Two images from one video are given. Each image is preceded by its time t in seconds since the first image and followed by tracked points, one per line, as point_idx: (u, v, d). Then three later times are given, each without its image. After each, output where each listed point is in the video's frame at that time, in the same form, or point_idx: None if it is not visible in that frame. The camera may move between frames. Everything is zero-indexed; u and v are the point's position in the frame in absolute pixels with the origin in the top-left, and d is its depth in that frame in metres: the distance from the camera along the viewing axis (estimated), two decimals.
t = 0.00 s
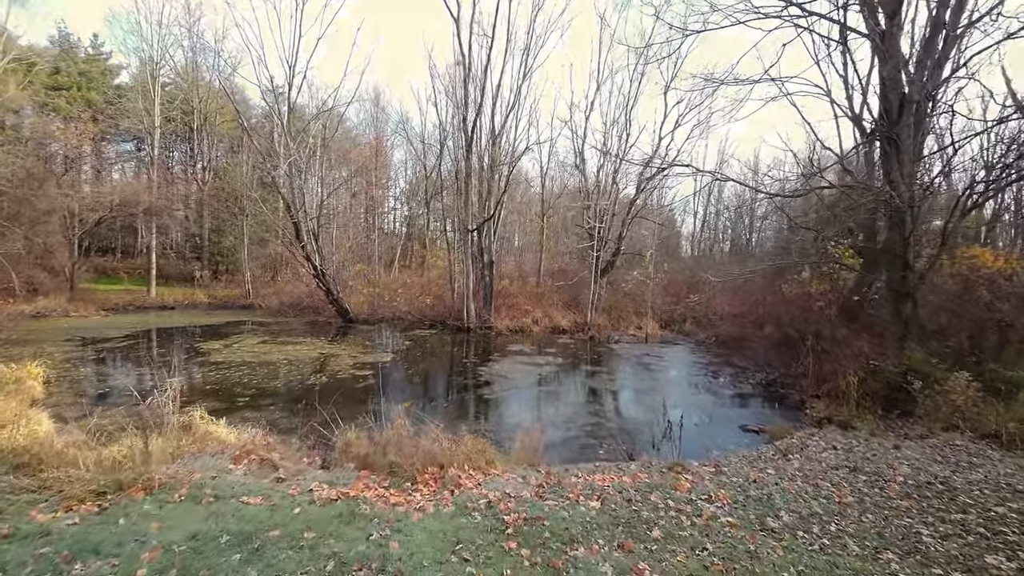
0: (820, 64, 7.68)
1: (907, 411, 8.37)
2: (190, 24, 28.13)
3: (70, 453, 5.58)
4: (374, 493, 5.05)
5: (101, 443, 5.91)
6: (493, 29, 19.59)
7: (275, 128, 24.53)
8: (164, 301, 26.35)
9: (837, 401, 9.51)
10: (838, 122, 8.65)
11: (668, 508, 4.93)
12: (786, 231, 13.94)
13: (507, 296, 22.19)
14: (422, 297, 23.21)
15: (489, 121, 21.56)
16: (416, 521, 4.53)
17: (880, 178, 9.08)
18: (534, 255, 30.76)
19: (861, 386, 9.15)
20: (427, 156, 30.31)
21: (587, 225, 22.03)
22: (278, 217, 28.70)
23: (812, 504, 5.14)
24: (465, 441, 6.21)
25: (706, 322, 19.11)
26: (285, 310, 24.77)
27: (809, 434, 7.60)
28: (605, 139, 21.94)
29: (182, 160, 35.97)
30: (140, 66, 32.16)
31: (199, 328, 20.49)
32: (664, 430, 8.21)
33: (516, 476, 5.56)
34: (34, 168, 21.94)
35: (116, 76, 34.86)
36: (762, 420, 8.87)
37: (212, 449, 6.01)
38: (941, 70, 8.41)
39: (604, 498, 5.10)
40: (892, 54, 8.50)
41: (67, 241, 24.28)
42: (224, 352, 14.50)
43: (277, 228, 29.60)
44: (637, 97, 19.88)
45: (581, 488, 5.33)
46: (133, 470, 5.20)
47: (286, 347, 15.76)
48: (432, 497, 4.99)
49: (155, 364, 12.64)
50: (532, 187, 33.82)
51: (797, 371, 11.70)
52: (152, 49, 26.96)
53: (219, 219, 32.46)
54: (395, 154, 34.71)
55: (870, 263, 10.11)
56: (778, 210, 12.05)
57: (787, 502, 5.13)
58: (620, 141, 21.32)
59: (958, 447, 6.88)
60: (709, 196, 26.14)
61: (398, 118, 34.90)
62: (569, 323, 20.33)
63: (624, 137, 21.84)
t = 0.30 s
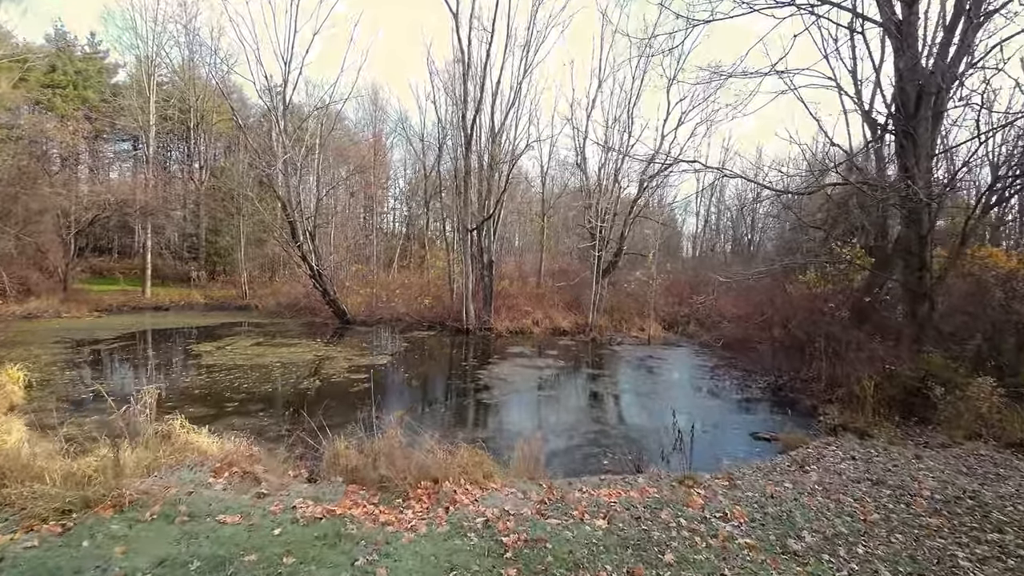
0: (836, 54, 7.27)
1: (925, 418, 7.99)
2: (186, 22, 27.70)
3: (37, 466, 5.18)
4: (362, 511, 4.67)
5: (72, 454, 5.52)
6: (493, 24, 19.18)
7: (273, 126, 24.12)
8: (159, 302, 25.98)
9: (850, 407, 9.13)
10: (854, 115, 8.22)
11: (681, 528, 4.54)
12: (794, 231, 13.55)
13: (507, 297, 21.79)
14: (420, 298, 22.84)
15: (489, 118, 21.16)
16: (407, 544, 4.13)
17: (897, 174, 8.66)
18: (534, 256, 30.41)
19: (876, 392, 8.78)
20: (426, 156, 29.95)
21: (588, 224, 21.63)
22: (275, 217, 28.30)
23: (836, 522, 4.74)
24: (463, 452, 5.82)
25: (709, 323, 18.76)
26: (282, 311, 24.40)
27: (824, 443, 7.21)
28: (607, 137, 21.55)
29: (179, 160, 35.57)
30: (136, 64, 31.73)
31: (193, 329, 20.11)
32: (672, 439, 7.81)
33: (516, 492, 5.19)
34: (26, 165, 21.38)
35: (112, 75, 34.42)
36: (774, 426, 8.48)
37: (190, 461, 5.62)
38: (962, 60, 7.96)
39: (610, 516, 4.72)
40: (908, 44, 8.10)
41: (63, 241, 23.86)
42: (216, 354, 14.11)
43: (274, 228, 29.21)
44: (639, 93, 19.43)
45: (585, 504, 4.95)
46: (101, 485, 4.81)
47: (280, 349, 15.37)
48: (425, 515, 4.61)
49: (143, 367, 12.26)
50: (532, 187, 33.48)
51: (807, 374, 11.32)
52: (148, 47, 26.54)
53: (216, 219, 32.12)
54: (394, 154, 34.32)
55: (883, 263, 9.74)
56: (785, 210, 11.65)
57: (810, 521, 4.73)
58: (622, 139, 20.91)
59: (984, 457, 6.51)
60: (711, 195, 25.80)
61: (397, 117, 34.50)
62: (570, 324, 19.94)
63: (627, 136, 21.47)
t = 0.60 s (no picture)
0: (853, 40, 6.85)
1: (945, 425, 7.61)
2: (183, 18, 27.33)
3: None
4: (348, 530, 4.29)
5: (40, 467, 5.15)
6: (493, 18, 18.74)
7: (270, 124, 23.74)
8: (154, 301, 25.64)
9: (864, 412, 8.75)
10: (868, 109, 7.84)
11: (696, 550, 4.15)
12: (803, 229, 13.14)
13: (507, 297, 21.42)
14: (418, 298, 22.48)
15: (489, 115, 20.75)
16: (396, 569, 3.76)
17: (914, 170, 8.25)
18: (534, 255, 30.05)
19: (893, 396, 8.40)
20: (426, 155, 29.59)
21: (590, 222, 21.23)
22: (272, 216, 27.95)
23: (863, 543, 4.36)
24: (459, 463, 5.45)
25: (713, 324, 18.38)
26: (278, 311, 24.04)
27: (841, 451, 6.83)
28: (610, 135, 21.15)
29: (176, 158, 35.22)
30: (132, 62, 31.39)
31: (187, 330, 19.76)
32: (679, 447, 7.43)
33: (515, 508, 4.82)
34: (18, 164, 21.04)
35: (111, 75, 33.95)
36: (786, 433, 8.11)
37: (166, 473, 5.24)
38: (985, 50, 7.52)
39: (618, 536, 4.34)
40: (928, 32, 7.69)
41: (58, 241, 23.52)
42: (208, 356, 13.72)
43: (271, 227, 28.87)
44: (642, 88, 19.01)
45: (590, 521, 4.58)
46: (67, 502, 4.40)
47: (274, 351, 15.00)
48: (416, 535, 4.24)
49: (132, 370, 11.91)
50: (533, 186, 33.12)
51: (817, 378, 10.95)
52: (144, 44, 26.17)
53: (212, 218, 31.76)
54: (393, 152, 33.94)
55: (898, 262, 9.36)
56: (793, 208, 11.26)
57: (834, 541, 4.35)
58: (625, 136, 20.50)
59: (1011, 467, 6.13)
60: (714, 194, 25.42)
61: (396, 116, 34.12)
62: (572, 325, 19.56)
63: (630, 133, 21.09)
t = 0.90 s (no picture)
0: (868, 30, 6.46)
1: (968, 431, 7.24)
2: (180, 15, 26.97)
3: None
4: (332, 554, 3.91)
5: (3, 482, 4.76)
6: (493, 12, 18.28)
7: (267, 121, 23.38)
8: (149, 302, 25.28)
9: (880, 418, 8.37)
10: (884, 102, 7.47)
11: None
12: (811, 228, 12.75)
13: (507, 298, 21.05)
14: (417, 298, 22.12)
15: (489, 112, 20.33)
16: None
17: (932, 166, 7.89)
18: (534, 255, 29.69)
19: (911, 402, 8.01)
20: (425, 154, 29.27)
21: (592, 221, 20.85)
22: (269, 216, 27.59)
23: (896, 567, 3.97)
24: (455, 477, 5.07)
25: (717, 325, 18.00)
26: (274, 312, 23.69)
27: (860, 462, 6.47)
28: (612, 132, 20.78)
29: (173, 158, 34.86)
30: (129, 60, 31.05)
31: (181, 331, 19.39)
32: (687, 456, 7.05)
33: (515, 527, 4.44)
34: (13, 161, 20.71)
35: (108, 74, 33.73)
36: (799, 441, 7.72)
37: (139, 489, 4.86)
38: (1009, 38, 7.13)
39: (627, 561, 3.94)
40: (949, 19, 7.28)
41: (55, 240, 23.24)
42: (200, 359, 13.36)
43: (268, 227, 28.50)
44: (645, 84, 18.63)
45: (596, 543, 4.19)
46: (24, 522, 4.02)
47: (267, 353, 14.63)
48: (405, 559, 3.85)
49: (120, 373, 11.54)
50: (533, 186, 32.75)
51: (829, 382, 10.56)
52: (140, 41, 25.81)
53: (209, 217, 31.44)
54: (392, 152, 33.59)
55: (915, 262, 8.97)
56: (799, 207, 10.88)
57: (865, 565, 3.97)
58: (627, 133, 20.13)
59: None
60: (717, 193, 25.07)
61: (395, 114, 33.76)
62: (573, 326, 19.18)
63: (633, 131, 20.64)
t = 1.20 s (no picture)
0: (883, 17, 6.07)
1: (991, 439, 6.88)
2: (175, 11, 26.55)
3: None
4: None
5: None
6: (493, 6, 17.88)
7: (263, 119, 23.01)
8: (144, 302, 24.92)
9: (897, 425, 7.99)
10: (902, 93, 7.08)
11: None
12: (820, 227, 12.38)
13: (506, 298, 20.70)
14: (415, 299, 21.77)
15: (488, 108, 19.97)
16: None
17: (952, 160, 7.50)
18: (534, 255, 29.31)
19: (930, 409, 7.64)
20: (424, 152, 28.91)
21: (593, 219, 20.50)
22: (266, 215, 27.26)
23: None
24: (449, 492, 4.71)
25: (721, 326, 17.62)
26: (271, 313, 23.35)
27: (881, 474, 6.11)
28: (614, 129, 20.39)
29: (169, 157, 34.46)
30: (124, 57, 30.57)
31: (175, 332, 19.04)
32: (696, 466, 6.68)
33: (514, 549, 4.07)
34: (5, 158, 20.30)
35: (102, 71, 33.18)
36: (813, 449, 7.35)
37: (107, 506, 4.48)
38: None
39: None
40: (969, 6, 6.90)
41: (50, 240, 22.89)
42: (190, 361, 12.98)
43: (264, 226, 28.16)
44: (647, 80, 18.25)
45: (603, 568, 3.81)
46: None
47: (261, 355, 14.26)
48: None
49: (107, 376, 11.17)
50: (533, 185, 32.39)
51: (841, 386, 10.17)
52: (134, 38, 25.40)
53: (205, 217, 31.10)
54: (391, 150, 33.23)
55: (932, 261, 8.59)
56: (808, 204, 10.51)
57: None
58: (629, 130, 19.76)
59: None
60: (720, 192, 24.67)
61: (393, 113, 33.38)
62: (574, 327, 18.81)
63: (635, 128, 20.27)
